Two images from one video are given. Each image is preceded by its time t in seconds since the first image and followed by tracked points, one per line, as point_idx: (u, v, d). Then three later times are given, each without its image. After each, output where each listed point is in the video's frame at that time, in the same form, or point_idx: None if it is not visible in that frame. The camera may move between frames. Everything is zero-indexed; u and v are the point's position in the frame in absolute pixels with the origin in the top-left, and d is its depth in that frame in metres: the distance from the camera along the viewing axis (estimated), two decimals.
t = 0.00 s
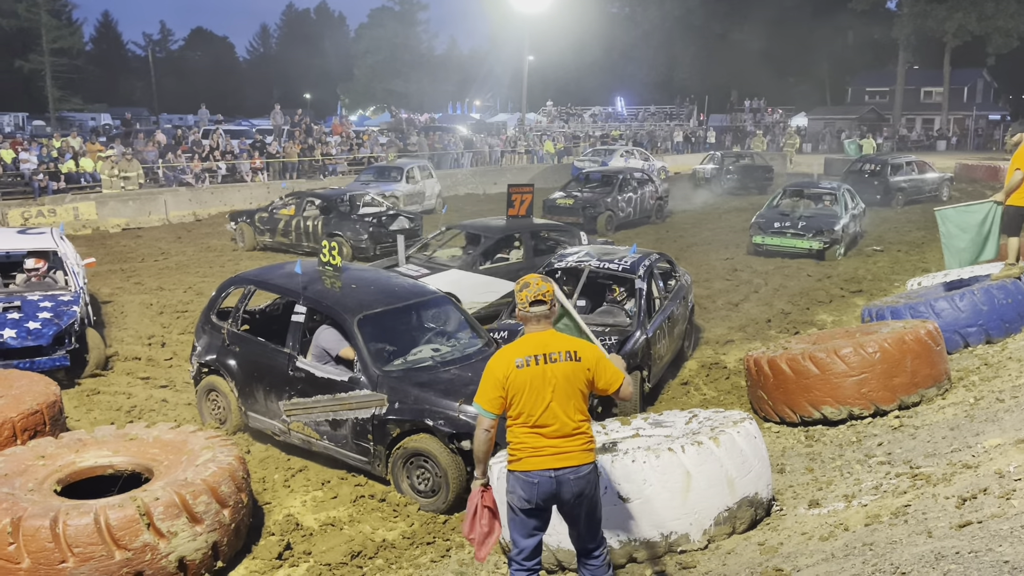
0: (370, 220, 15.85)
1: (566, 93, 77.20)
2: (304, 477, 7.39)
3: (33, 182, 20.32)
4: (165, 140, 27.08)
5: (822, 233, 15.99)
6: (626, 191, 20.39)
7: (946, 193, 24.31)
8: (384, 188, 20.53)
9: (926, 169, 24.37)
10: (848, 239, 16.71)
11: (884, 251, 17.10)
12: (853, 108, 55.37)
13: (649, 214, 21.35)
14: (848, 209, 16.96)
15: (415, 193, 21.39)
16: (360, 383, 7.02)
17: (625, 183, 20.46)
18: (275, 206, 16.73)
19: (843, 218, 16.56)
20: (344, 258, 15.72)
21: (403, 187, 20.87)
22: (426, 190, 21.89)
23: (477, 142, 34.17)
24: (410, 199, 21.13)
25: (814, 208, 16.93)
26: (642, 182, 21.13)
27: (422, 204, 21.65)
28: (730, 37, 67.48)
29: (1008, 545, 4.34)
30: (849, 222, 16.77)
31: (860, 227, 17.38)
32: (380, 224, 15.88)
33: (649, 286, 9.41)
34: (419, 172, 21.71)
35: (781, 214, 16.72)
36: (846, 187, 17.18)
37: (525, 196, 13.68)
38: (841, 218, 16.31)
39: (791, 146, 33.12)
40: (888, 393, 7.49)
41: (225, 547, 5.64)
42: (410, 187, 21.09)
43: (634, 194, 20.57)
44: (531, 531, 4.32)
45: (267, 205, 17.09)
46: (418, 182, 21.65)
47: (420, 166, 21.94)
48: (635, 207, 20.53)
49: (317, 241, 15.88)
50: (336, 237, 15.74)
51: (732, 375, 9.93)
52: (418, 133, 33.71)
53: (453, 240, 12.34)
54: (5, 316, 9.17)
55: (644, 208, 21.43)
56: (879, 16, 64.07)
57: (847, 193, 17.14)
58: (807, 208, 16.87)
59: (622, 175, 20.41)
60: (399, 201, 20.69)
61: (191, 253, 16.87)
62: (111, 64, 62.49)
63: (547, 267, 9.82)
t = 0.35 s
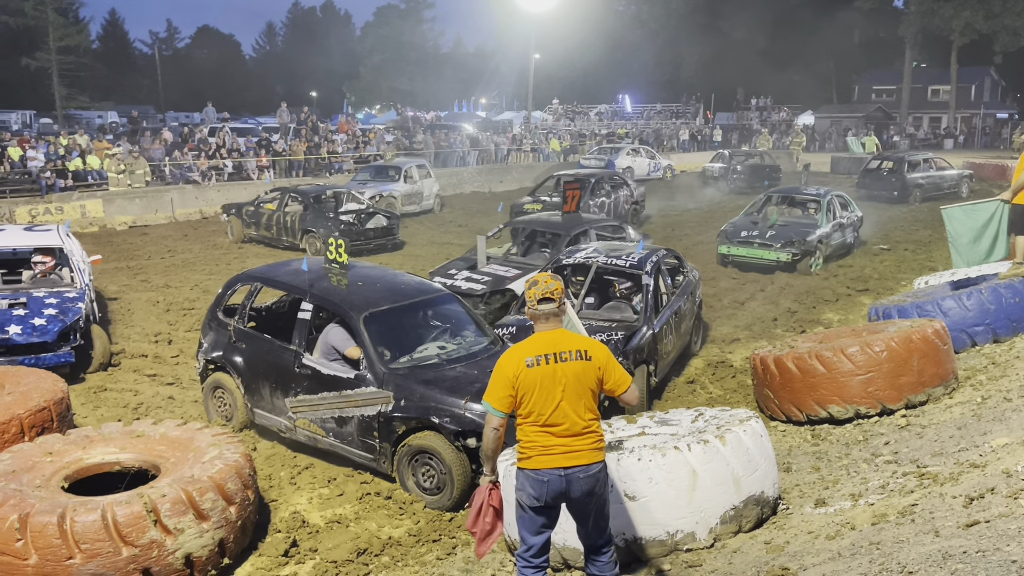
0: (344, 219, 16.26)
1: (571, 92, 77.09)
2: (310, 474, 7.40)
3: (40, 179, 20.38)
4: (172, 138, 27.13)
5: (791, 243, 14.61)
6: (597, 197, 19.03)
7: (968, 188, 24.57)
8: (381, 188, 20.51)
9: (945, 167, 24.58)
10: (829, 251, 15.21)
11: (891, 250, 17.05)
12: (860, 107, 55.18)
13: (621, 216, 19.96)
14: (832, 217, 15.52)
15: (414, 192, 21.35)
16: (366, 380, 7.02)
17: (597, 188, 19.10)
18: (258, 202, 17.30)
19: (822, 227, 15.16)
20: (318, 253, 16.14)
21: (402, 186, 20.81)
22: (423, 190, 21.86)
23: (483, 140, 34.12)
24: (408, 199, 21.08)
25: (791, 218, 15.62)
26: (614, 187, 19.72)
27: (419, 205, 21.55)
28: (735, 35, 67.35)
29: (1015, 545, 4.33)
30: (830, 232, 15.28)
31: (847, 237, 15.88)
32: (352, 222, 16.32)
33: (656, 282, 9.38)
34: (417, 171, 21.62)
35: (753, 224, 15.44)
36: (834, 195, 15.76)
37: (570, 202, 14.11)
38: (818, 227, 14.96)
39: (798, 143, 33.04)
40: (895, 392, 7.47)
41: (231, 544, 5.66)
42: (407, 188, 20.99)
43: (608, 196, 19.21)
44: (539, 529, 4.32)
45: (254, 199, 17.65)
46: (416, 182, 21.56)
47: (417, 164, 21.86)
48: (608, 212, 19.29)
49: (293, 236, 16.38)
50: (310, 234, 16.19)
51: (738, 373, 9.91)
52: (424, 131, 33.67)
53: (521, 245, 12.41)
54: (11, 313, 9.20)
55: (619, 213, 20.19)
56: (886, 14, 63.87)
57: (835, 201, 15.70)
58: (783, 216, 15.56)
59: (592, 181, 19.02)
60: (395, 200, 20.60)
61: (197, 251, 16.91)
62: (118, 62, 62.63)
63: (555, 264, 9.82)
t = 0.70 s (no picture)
0: (335, 213, 16.37)
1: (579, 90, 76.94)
2: (318, 472, 7.41)
3: (49, 177, 20.43)
4: (180, 136, 27.18)
5: (740, 255, 13.23)
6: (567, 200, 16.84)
7: (992, 186, 24.48)
8: (368, 186, 20.16)
9: (970, 164, 24.57)
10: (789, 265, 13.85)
11: (899, 248, 16.99)
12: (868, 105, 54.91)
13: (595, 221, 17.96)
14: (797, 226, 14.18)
15: (404, 192, 21.02)
16: (373, 377, 7.02)
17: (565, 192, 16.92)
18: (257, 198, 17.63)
19: (783, 239, 13.80)
20: (307, 247, 16.45)
21: (391, 186, 20.49)
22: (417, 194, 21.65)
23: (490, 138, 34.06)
24: (398, 199, 20.75)
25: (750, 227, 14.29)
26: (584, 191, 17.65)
27: (412, 204, 21.31)
28: (743, 32, 67.11)
29: None
30: (791, 244, 13.87)
31: (818, 247, 14.49)
32: (343, 216, 16.45)
33: (674, 277, 9.36)
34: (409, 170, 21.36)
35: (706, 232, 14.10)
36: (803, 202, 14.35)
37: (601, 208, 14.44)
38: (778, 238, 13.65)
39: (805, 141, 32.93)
40: (903, 391, 7.45)
41: (238, 540, 5.68)
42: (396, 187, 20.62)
43: (581, 201, 17.03)
44: (544, 526, 4.33)
45: (252, 194, 17.97)
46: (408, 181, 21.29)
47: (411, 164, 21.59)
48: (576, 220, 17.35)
49: (284, 230, 16.72)
50: (300, 228, 16.49)
51: (746, 372, 9.90)
52: (431, 129, 33.63)
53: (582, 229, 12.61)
54: (20, 309, 9.24)
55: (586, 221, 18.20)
56: (895, 12, 63.62)
57: (803, 210, 14.33)
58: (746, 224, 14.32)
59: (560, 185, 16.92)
60: (384, 200, 20.32)
61: (205, 248, 16.94)
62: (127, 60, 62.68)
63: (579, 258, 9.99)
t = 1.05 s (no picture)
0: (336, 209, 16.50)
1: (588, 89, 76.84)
2: (327, 469, 7.43)
3: (61, 175, 20.53)
4: (190, 134, 27.28)
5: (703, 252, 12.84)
6: (525, 209, 15.77)
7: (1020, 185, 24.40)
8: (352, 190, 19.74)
9: (1000, 161, 24.54)
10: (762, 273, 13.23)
11: (910, 248, 16.91)
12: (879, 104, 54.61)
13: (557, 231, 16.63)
14: (784, 231, 13.42)
15: (387, 193, 20.43)
16: (361, 369, 7.09)
17: (523, 199, 15.77)
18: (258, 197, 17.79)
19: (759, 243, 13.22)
20: (307, 244, 16.58)
21: (374, 186, 20.01)
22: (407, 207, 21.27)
23: (499, 137, 34.06)
24: (382, 200, 20.30)
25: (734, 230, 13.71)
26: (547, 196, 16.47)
27: (398, 205, 20.84)
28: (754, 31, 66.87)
29: None
30: (770, 251, 13.11)
31: (813, 257, 13.53)
32: (345, 214, 16.57)
33: (700, 275, 9.65)
34: (397, 171, 20.86)
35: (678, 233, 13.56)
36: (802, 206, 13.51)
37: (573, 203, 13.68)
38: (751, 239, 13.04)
39: (816, 139, 32.83)
40: (914, 390, 7.42)
41: (248, 538, 5.70)
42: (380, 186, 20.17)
43: (539, 209, 15.94)
44: (553, 525, 4.33)
45: (257, 191, 18.21)
46: (394, 182, 20.80)
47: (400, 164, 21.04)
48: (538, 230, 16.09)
49: (286, 227, 16.82)
50: (301, 225, 16.58)
51: (756, 372, 9.87)
52: (441, 128, 33.63)
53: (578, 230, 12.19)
54: (32, 306, 9.29)
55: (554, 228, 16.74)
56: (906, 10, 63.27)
57: (800, 213, 13.53)
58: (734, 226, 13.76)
59: (517, 191, 15.69)
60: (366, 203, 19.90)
61: (214, 246, 16.98)
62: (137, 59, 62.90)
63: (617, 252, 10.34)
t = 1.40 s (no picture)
0: (344, 209, 16.32)
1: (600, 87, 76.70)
2: (340, 466, 7.46)
3: (76, 172, 20.68)
4: (205, 132, 27.42)
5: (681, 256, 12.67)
6: (484, 217, 14.36)
7: None
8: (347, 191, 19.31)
9: None
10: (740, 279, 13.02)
11: (925, 247, 16.82)
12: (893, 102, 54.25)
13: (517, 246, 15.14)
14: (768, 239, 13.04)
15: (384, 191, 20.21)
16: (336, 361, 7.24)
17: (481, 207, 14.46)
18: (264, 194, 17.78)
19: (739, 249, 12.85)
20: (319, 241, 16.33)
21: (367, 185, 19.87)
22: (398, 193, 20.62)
23: (512, 135, 34.08)
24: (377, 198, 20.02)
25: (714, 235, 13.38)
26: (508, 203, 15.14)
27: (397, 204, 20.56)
28: (767, 29, 66.65)
29: None
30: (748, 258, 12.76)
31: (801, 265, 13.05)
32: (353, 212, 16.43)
33: (733, 269, 9.78)
34: (396, 170, 20.67)
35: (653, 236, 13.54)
36: (793, 211, 13.04)
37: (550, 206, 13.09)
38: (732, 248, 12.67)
39: (830, 137, 32.69)
40: (928, 390, 7.39)
41: (262, 534, 5.72)
42: (377, 185, 20.05)
43: (500, 217, 14.56)
44: (568, 523, 4.33)
45: (259, 192, 18.14)
46: (394, 181, 20.62)
47: (399, 164, 20.90)
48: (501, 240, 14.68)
49: (296, 227, 16.75)
50: (311, 225, 16.51)
51: (769, 371, 9.84)
52: (453, 126, 33.67)
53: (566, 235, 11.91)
54: (47, 303, 9.37)
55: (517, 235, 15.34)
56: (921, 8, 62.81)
57: (790, 218, 13.06)
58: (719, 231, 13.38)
59: (475, 198, 14.36)
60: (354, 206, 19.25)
61: (228, 244, 17.06)
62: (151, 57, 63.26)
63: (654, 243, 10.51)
